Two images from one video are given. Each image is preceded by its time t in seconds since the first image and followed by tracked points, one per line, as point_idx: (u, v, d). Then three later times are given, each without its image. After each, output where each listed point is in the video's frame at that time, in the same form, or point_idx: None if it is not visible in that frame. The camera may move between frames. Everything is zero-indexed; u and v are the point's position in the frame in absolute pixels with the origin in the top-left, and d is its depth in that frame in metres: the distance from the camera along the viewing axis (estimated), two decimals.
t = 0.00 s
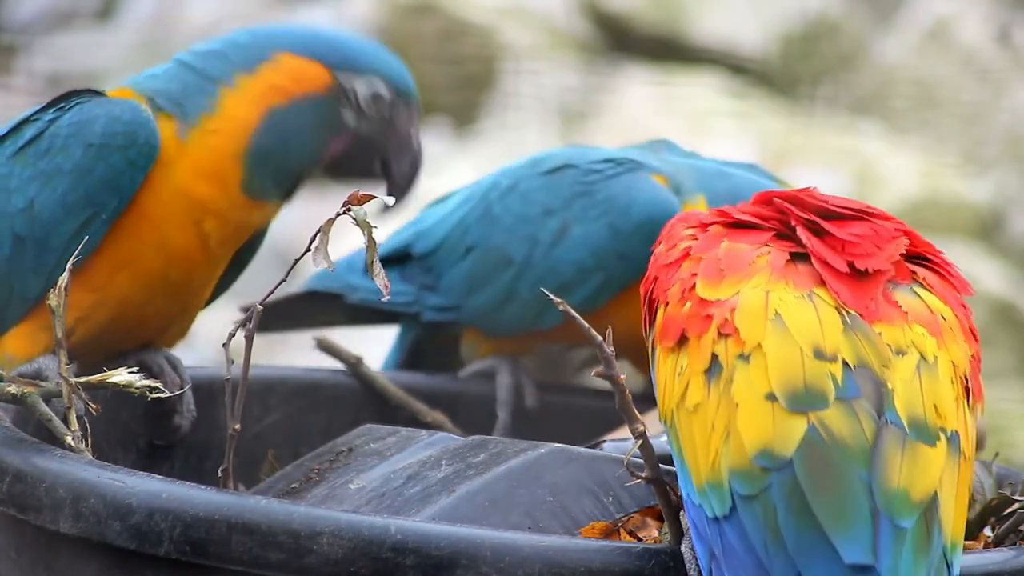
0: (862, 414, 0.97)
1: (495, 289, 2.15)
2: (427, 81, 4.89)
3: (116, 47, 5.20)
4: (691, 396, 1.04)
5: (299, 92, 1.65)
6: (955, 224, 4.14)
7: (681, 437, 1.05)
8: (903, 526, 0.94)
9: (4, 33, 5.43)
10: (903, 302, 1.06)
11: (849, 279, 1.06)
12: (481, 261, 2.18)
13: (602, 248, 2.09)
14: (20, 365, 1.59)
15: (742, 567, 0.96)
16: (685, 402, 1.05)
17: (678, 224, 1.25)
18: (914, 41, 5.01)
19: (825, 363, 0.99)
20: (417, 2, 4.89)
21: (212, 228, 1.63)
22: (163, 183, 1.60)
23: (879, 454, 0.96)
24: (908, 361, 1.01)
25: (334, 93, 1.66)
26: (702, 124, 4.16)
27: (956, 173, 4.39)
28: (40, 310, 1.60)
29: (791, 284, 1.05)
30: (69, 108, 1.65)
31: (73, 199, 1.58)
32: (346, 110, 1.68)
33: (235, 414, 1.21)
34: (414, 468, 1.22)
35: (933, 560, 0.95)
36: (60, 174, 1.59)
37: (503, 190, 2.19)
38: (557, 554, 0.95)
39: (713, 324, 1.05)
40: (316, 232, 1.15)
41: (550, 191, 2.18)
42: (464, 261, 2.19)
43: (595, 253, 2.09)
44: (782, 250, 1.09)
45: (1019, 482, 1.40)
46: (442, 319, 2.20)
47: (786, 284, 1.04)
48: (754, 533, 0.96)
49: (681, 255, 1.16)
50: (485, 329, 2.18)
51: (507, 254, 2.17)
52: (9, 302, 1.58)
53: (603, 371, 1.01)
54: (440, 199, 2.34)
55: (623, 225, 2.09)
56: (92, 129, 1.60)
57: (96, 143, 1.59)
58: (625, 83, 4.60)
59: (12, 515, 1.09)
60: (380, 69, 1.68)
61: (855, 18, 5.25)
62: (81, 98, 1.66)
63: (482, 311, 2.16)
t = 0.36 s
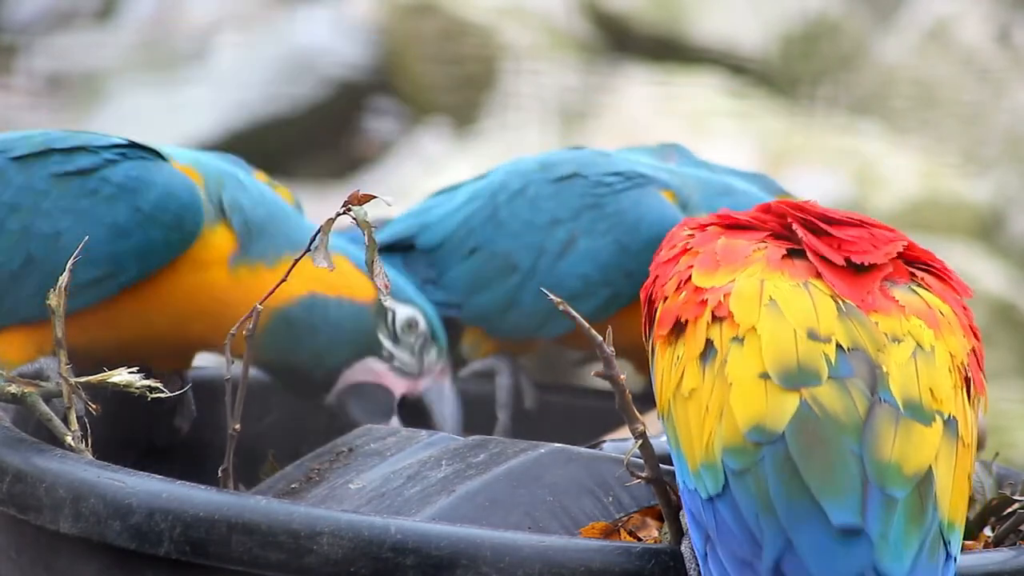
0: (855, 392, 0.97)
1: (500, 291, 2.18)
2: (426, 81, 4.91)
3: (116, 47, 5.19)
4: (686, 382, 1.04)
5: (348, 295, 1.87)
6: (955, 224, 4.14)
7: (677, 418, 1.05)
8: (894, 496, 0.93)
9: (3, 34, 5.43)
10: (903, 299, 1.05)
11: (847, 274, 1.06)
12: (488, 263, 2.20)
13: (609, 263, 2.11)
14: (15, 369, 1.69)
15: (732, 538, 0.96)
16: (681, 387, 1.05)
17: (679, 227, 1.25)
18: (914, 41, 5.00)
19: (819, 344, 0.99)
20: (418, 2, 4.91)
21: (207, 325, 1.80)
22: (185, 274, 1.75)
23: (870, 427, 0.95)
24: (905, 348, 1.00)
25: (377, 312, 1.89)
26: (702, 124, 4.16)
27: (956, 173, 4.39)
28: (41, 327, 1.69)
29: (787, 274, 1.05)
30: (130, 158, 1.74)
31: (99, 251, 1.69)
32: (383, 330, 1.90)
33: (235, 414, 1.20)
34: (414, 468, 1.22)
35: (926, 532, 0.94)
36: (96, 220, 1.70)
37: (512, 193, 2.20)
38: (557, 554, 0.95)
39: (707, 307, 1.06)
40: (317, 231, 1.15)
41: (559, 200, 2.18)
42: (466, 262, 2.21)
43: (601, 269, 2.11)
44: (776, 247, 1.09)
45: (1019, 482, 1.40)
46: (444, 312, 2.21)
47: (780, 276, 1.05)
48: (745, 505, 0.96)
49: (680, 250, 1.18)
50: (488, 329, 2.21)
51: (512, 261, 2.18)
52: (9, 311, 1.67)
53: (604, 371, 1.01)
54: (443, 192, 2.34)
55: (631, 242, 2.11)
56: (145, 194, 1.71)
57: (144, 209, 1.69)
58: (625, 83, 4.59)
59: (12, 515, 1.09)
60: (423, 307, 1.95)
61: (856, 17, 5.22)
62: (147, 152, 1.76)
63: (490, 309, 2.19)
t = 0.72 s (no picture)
0: (857, 317, 1.01)
1: (506, 296, 2.18)
2: (426, 81, 4.91)
3: (116, 47, 5.18)
4: (690, 331, 1.08)
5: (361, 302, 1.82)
6: (954, 224, 4.15)
7: (680, 372, 1.08)
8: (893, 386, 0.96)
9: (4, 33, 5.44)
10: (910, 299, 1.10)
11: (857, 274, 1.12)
12: (494, 266, 2.20)
13: (616, 273, 2.10)
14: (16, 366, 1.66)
15: (729, 434, 0.98)
16: (684, 340, 1.09)
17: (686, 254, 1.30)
18: (914, 41, 4.99)
19: (822, 285, 1.04)
20: (418, 2, 4.91)
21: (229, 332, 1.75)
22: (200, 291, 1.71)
23: (871, 338, 0.99)
24: (907, 315, 1.04)
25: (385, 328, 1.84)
26: (702, 124, 4.16)
27: (956, 173, 4.39)
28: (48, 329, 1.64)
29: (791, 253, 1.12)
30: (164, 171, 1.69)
31: (124, 263, 1.64)
32: (392, 349, 1.84)
33: (235, 414, 1.20)
34: (414, 468, 1.22)
35: (923, 430, 0.95)
36: (125, 230, 1.65)
37: (517, 199, 2.21)
38: (557, 554, 0.95)
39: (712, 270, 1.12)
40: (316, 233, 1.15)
41: (565, 207, 2.18)
42: (473, 265, 2.22)
43: (608, 277, 2.10)
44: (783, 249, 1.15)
45: (1019, 482, 1.40)
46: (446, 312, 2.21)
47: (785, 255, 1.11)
48: (741, 400, 0.98)
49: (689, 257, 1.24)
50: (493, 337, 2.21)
51: (518, 266, 2.19)
52: (24, 311, 1.63)
53: (604, 370, 1.01)
54: (448, 190, 2.35)
55: (637, 251, 2.09)
56: (179, 211, 1.66)
57: (175, 226, 1.65)
58: (625, 83, 4.59)
59: (12, 515, 1.09)
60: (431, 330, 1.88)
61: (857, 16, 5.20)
62: (182, 167, 1.71)
63: (495, 314, 2.18)
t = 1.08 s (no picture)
0: (879, 296, 1.04)
1: (506, 296, 2.16)
2: (426, 81, 4.91)
3: (116, 47, 5.18)
4: (703, 320, 1.11)
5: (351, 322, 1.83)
6: (954, 224, 4.14)
7: (693, 358, 1.09)
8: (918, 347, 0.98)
9: (4, 33, 5.44)
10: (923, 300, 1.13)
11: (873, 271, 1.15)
12: (493, 266, 2.19)
13: (618, 273, 2.07)
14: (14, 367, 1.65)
15: (751, 399, 0.98)
16: (698, 327, 1.11)
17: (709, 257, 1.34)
18: (914, 41, 4.99)
19: (842, 273, 1.08)
20: (418, 2, 4.91)
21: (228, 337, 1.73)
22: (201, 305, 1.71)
23: (893, 308, 1.02)
24: (925, 309, 1.07)
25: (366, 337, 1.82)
26: (702, 124, 4.16)
27: (956, 173, 4.39)
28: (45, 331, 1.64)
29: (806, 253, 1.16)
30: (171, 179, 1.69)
31: (131, 271, 1.63)
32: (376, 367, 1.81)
33: (235, 414, 1.20)
34: (416, 464, 1.22)
35: (947, 389, 0.95)
36: (130, 237, 1.64)
37: (518, 200, 2.20)
38: (557, 554, 0.95)
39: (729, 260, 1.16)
40: (315, 233, 1.15)
41: (567, 207, 2.17)
42: (472, 265, 2.20)
43: (610, 277, 2.08)
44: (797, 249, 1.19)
45: (1020, 483, 1.40)
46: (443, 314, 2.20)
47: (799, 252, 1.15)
48: (763, 362, 1.00)
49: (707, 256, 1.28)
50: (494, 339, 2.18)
51: (518, 266, 2.18)
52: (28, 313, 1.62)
53: (604, 371, 1.01)
54: (443, 190, 2.33)
55: (643, 253, 2.07)
56: (184, 219, 1.66)
57: (182, 234, 1.65)
58: (625, 83, 4.59)
59: (12, 515, 1.09)
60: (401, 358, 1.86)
61: (857, 16, 5.21)
62: (187, 176, 1.71)
63: (496, 313, 2.16)
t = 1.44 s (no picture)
0: (869, 367, 0.99)
1: (491, 296, 2.15)
2: (426, 81, 4.91)
3: (116, 47, 5.18)
4: (703, 347, 1.08)
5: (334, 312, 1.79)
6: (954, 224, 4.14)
7: (691, 382, 1.07)
8: (892, 455, 0.95)
9: (4, 34, 5.43)
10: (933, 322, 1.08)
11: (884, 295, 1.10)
12: (477, 269, 2.18)
13: (596, 253, 2.05)
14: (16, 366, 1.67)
15: (722, 481, 0.97)
16: (700, 353, 1.08)
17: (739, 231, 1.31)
18: (914, 41, 5.00)
19: (844, 321, 1.02)
20: (418, 2, 4.94)
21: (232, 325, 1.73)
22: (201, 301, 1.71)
23: (878, 393, 0.97)
24: (928, 354, 1.02)
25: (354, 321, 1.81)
26: (702, 124, 4.17)
27: (956, 173, 4.38)
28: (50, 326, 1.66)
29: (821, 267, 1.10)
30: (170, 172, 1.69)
31: (131, 264, 1.65)
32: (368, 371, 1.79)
33: (235, 414, 1.20)
34: (411, 468, 1.22)
35: (916, 501, 0.94)
36: (130, 230, 1.66)
37: (494, 198, 2.20)
38: (557, 554, 0.95)
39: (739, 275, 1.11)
40: (315, 233, 1.15)
41: (539, 198, 2.16)
42: (456, 273, 2.20)
43: (586, 259, 2.06)
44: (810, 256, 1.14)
45: (1020, 483, 1.40)
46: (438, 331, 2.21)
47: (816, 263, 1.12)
48: (737, 440, 0.98)
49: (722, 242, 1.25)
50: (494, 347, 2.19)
51: (500, 263, 2.16)
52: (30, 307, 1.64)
53: (603, 371, 1.01)
54: (432, 209, 2.35)
55: (615, 230, 2.05)
56: (184, 213, 1.67)
57: (181, 228, 1.65)
58: (625, 83, 4.59)
59: (12, 515, 1.09)
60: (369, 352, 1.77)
61: (857, 16, 5.22)
62: (188, 170, 1.71)
63: (482, 315, 2.16)
